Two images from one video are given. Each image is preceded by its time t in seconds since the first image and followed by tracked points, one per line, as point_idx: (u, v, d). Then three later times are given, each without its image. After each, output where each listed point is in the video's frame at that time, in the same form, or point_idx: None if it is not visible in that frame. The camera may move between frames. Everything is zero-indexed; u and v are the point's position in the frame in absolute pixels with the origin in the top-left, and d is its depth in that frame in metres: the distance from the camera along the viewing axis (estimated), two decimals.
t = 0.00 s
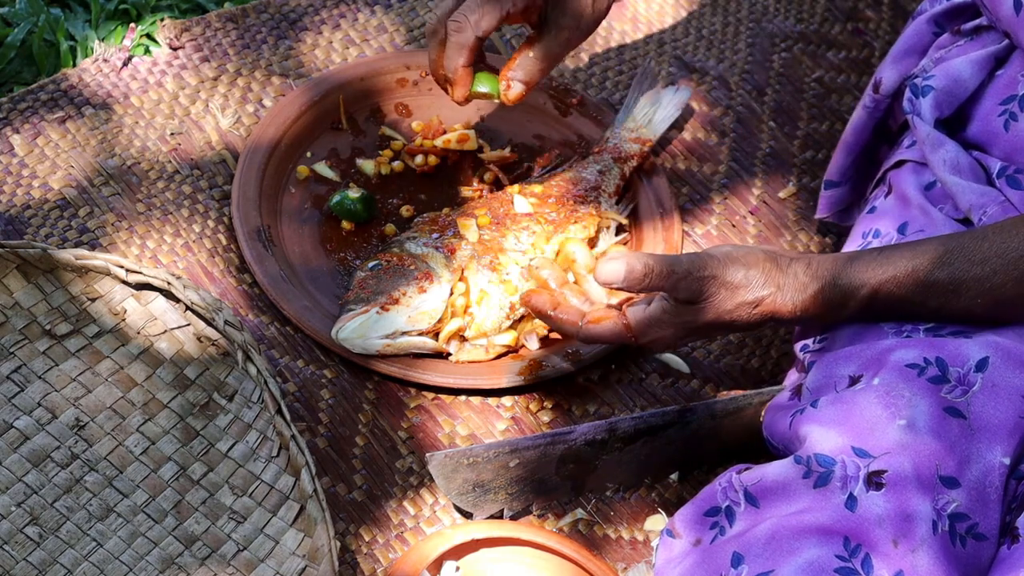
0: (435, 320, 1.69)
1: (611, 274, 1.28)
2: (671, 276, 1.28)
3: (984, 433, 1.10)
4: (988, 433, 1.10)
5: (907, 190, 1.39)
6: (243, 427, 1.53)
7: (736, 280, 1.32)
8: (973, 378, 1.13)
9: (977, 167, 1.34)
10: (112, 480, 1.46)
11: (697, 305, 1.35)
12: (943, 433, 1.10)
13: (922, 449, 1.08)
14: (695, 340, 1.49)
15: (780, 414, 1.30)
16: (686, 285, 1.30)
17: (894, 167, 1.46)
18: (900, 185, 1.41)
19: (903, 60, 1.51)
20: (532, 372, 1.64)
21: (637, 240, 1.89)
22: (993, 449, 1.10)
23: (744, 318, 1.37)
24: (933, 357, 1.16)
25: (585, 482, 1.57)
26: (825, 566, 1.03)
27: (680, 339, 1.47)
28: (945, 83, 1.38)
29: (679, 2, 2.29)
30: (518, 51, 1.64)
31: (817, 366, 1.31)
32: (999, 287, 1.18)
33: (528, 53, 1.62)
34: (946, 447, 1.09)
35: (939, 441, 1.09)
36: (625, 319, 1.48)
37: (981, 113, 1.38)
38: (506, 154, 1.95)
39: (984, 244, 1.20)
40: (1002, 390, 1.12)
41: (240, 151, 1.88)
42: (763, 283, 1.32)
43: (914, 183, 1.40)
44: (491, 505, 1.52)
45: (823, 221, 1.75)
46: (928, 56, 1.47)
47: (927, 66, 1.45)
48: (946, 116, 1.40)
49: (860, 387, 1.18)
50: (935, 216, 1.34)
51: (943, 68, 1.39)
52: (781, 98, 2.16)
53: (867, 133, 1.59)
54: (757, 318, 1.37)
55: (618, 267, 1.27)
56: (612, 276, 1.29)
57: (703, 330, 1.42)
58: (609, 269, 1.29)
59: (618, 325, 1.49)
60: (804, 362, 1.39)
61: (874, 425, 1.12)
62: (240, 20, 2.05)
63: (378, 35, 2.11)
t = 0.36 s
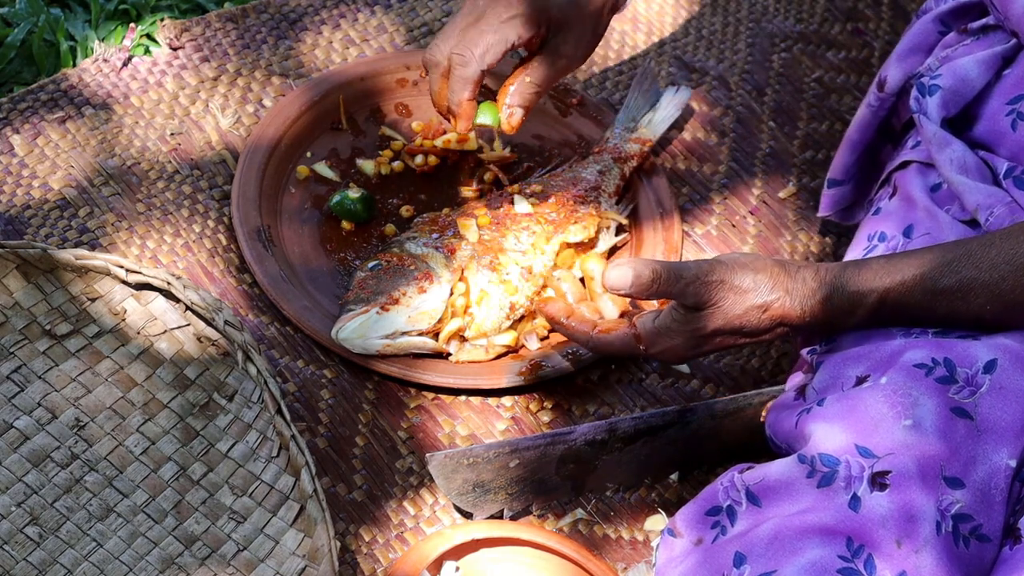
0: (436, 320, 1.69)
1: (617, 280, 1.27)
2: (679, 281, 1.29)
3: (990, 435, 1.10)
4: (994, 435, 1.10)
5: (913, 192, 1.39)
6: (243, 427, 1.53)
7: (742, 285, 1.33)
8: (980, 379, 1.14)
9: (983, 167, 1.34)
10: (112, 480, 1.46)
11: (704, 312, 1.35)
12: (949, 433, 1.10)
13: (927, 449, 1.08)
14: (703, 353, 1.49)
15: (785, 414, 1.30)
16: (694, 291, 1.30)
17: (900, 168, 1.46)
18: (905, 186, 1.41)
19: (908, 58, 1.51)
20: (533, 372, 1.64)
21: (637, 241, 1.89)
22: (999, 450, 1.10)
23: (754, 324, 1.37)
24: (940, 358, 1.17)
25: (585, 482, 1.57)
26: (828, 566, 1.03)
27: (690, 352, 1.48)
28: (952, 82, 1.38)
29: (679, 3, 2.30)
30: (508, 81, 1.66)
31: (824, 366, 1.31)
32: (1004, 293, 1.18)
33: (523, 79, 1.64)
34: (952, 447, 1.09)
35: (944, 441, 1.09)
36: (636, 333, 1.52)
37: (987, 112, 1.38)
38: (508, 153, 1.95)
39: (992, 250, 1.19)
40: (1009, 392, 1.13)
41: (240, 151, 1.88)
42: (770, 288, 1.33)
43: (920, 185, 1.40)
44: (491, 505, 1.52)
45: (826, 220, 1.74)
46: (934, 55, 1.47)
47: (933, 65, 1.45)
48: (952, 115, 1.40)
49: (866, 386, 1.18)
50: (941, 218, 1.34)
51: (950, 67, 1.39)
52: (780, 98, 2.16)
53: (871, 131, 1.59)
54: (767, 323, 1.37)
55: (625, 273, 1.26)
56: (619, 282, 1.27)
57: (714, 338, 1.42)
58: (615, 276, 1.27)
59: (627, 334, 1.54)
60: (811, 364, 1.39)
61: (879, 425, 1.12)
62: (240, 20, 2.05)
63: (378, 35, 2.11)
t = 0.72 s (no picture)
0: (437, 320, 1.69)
1: (618, 288, 1.27)
2: (680, 289, 1.28)
3: (992, 435, 1.10)
4: (995, 435, 1.10)
5: (914, 194, 1.39)
6: (243, 427, 1.53)
7: (744, 291, 1.32)
8: (982, 379, 1.14)
9: (983, 169, 1.33)
10: (112, 480, 1.46)
11: (705, 319, 1.34)
12: (950, 434, 1.09)
13: (927, 449, 1.08)
14: (705, 361, 1.48)
15: (787, 414, 1.30)
16: (694, 298, 1.30)
17: (901, 170, 1.46)
18: (906, 189, 1.41)
19: (908, 61, 1.51)
20: (533, 372, 1.64)
21: (637, 241, 1.89)
22: (1000, 451, 1.09)
23: (756, 331, 1.37)
24: (941, 358, 1.17)
25: (585, 482, 1.56)
26: (828, 567, 1.03)
27: (691, 361, 1.47)
28: (951, 85, 1.38)
29: (680, 3, 2.30)
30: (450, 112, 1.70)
31: (826, 368, 1.31)
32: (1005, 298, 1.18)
33: (465, 109, 1.67)
34: (952, 447, 1.09)
35: (945, 442, 1.09)
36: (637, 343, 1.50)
37: (988, 114, 1.37)
38: (508, 152, 1.95)
39: (995, 257, 1.19)
40: (1011, 392, 1.12)
41: (240, 151, 1.88)
42: (771, 294, 1.33)
43: (921, 187, 1.39)
44: (491, 505, 1.52)
45: (828, 222, 1.73)
46: (934, 57, 1.48)
47: (933, 68, 1.45)
48: (953, 118, 1.40)
49: (867, 387, 1.18)
50: (942, 220, 1.34)
51: (949, 70, 1.40)
52: (781, 98, 2.16)
53: (872, 133, 1.59)
54: (769, 330, 1.37)
55: (625, 281, 1.26)
56: (620, 290, 1.27)
57: (717, 345, 1.41)
58: (615, 284, 1.28)
59: (629, 344, 1.52)
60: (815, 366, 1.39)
61: (879, 425, 1.12)
62: (241, 20, 2.05)
63: (379, 35, 2.11)
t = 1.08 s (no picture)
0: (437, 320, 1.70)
1: (620, 292, 1.27)
2: (681, 291, 1.29)
3: (993, 436, 1.10)
4: (996, 435, 1.10)
5: (914, 193, 1.39)
6: (243, 427, 1.53)
7: (744, 292, 1.32)
8: (983, 380, 1.14)
9: (984, 166, 1.34)
10: (111, 480, 1.46)
11: (707, 321, 1.34)
12: (951, 433, 1.10)
13: (928, 449, 1.08)
14: (710, 364, 1.47)
15: (788, 413, 1.30)
16: (695, 301, 1.30)
17: (900, 169, 1.46)
18: (907, 188, 1.41)
19: (910, 55, 1.51)
20: (532, 372, 1.64)
21: (636, 240, 1.89)
22: (1001, 451, 1.10)
23: (758, 332, 1.36)
24: (944, 359, 1.17)
25: (585, 482, 1.57)
26: (827, 566, 1.04)
27: (696, 364, 1.46)
28: (954, 81, 1.38)
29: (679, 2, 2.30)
30: (466, 57, 1.66)
31: (827, 367, 1.31)
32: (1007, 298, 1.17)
33: (482, 54, 1.64)
34: (954, 447, 1.09)
35: (946, 441, 1.09)
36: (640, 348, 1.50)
37: (990, 110, 1.38)
38: (506, 152, 1.95)
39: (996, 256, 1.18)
40: (1012, 393, 1.13)
41: (239, 150, 1.88)
42: (772, 295, 1.32)
43: (921, 187, 1.40)
44: (491, 505, 1.52)
45: (826, 215, 1.73)
46: (936, 52, 1.48)
47: (935, 62, 1.45)
48: (955, 114, 1.40)
49: (868, 386, 1.18)
50: (942, 219, 1.34)
51: (952, 66, 1.39)
52: (780, 98, 2.16)
53: (872, 128, 1.59)
54: (772, 331, 1.36)
55: (626, 284, 1.27)
56: (621, 294, 1.28)
57: (719, 346, 1.40)
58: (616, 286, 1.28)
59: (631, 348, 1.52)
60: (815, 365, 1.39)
61: (881, 425, 1.12)
62: (240, 20, 2.05)
63: (378, 34, 2.12)
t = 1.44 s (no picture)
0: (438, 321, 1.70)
1: (627, 295, 1.31)
2: (690, 291, 1.31)
3: (999, 438, 1.11)
4: (1003, 437, 1.11)
5: (920, 190, 1.39)
6: (243, 427, 1.53)
7: (752, 292, 1.33)
8: (991, 382, 1.14)
9: (992, 161, 1.35)
10: (112, 480, 1.46)
11: (715, 321, 1.35)
12: (959, 434, 1.10)
13: (936, 450, 1.08)
14: (719, 365, 1.47)
15: (794, 412, 1.29)
16: (704, 301, 1.32)
17: (905, 166, 1.46)
18: (913, 185, 1.40)
19: (919, 46, 1.52)
20: (532, 372, 1.64)
21: (636, 241, 1.89)
22: (1008, 453, 1.10)
23: (768, 332, 1.37)
24: (952, 359, 1.17)
25: (585, 482, 1.56)
26: (833, 567, 1.04)
27: (707, 365, 1.46)
28: (966, 72, 1.38)
29: (679, 2, 2.30)
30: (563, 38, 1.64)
31: (833, 365, 1.31)
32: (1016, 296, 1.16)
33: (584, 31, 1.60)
34: (961, 449, 1.09)
35: (954, 443, 1.09)
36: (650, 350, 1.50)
37: (1000, 102, 1.39)
38: (506, 153, 1.95)
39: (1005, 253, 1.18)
40: (1019, 396, 1.13)
41: (239, 151, 1.88)
42: (781, 295, 1.33)
43: (928, 184, 1.39)
44: (491, 505, 1.52)
45: (826, 205, 1.74)
46: (945, 43, 1.48)
47: (944, 52, 1.45)
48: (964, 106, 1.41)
49: (876, 385, 1.18)
50: (949, 217, 1.34)
51: (964, 57, 1.40)
52: (781, 98, 2.16)
53: (878, 119, 1.58)
54: (781, 331, 1.36)
55: (633, 288, 1.30)
56: (629, 298, 1.31)
57: (728, 347, 1.40)
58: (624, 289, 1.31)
59: (641, 351, 1.52)
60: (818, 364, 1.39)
61: (888, 425, 1.12)
62: (240, 20, 2.05)
63: (378, 35, 2.12)
